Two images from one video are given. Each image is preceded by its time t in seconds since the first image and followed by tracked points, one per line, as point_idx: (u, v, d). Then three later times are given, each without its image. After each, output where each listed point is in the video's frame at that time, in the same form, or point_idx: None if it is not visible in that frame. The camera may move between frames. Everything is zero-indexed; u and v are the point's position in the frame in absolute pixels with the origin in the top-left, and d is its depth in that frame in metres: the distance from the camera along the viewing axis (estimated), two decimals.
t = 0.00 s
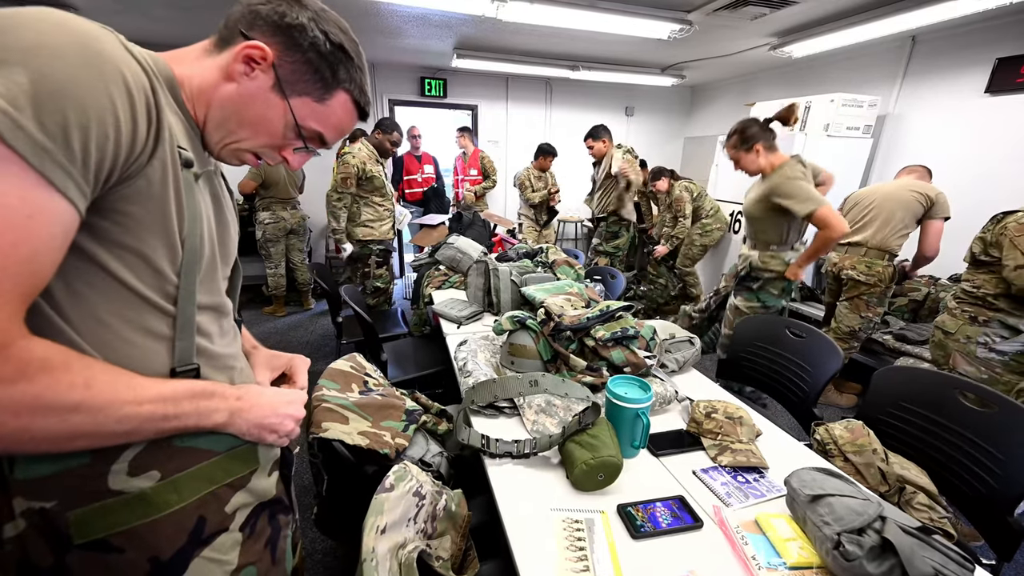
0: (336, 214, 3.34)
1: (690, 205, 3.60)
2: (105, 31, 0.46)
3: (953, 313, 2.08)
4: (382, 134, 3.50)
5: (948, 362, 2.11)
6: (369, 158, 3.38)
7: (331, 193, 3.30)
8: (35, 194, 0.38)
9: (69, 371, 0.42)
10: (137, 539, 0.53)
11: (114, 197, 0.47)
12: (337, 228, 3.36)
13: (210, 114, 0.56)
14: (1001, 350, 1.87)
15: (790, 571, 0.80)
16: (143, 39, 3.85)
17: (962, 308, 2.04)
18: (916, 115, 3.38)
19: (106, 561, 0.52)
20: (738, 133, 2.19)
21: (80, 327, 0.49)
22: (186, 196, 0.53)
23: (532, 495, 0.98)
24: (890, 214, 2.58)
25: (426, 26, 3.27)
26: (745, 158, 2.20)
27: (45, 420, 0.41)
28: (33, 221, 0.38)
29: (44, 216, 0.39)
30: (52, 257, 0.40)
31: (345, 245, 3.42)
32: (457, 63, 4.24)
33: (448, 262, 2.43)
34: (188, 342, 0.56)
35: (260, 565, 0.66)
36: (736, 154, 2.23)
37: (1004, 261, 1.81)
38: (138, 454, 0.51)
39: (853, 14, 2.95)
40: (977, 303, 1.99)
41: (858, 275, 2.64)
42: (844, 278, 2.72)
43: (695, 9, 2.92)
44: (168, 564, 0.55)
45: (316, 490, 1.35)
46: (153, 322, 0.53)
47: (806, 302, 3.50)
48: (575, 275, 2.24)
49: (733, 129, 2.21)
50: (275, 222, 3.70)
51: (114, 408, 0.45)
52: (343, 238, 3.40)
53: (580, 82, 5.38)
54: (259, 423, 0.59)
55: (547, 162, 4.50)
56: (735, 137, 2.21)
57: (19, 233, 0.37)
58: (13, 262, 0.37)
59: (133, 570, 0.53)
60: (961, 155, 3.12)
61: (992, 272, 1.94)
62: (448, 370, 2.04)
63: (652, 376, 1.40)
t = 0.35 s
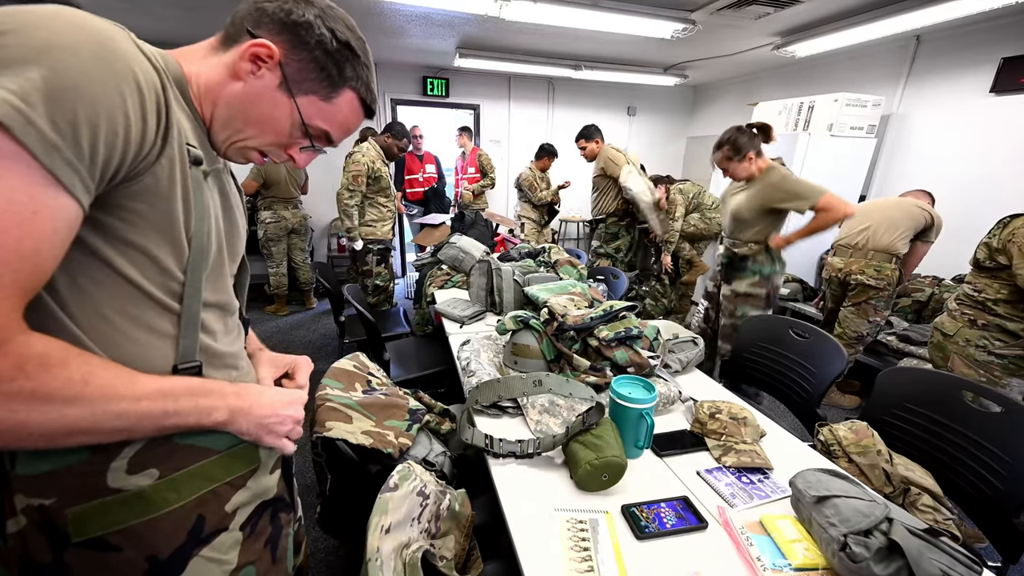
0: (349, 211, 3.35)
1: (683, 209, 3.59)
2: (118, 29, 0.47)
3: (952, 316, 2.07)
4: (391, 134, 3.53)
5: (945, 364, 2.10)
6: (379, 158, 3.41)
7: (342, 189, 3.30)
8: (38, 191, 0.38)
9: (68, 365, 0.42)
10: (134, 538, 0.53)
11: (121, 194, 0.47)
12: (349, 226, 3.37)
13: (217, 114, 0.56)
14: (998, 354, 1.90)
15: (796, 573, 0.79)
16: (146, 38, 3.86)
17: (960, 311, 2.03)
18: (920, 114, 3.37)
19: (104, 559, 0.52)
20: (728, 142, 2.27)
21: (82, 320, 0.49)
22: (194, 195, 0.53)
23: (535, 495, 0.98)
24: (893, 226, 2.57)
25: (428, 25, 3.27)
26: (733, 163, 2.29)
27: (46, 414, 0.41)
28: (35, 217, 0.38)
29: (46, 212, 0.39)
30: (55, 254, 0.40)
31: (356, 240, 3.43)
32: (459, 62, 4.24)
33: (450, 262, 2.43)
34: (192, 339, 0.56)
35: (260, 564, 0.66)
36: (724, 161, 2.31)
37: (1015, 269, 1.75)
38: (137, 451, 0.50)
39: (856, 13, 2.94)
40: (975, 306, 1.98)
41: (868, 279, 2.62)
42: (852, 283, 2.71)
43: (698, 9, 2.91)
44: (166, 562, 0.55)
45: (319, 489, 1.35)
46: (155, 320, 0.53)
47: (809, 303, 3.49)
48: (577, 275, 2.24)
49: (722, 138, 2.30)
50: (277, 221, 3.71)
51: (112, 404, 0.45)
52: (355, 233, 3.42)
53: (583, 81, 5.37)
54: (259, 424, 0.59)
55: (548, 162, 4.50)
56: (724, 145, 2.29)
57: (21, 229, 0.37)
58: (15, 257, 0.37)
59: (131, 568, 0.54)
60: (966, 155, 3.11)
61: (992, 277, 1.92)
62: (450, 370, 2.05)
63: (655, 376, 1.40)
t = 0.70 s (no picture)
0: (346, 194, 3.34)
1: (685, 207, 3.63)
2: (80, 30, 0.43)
3: (950, 317, 2.07)
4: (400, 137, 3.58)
5: (941, 364, 2.08)
6: (386, 156, 3.43)
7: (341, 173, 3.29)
8: (10, 216, 0.37)
9: (51, 392, 0.41)
10: (134, 543, 0.53)
11: (105, 207, 0.46)
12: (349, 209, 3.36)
13: (225, 106, 0.56)
14: (995, 355, 1.89)
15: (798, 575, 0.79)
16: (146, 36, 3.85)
17: (960, 311, 2.03)
18: (923, 114, 3.36)
19: (104, 564, 0.52)
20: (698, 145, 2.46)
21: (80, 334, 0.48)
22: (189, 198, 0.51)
23: (536, 495, 0.98)
24: (893, 224, 2.58)
25: (429, 24, 3.27)
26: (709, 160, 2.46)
27: (37, 436, 0.40)
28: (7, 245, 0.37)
29: (21, 238, 0.37)
30: (31, 280, 0.39)
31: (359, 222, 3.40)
32: (460, 61, 4.23)
33: (451, 262, 2.42)
34: (199, 346, 0.55)
35: (260, 567, 0.66)
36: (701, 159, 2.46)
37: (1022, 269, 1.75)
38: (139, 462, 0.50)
39: (858, 13, 2.93)
40: (976, 306, 1.97)
41: (861, 274, 2.65)
42: (846, 278, 2.73)
43: (700, 8, 2.90)
44: (166, 568, 0.55)
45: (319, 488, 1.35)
46: (155, 327, 0.52)
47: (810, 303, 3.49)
48: (578, 275, 2.23)
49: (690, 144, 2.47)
50: (278, 220, 3.71)
51: (111, 421, 0.44)
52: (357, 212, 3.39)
53: (583, 81, 5.37)
54: (262, 434, 0.58)
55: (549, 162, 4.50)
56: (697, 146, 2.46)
57: None
58: None
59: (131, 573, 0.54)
60: (967, 155, 3.10)
61: (996, 277, 1.91)
62: (451, 370, 2.05)
63: (657, 376, 1.39)
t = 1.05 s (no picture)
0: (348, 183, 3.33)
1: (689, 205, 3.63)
2: (63, 31, 0.42)
3: (960, 316, 2.05)
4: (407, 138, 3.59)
5: (952, 364, 2.08)
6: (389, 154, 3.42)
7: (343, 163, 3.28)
8: (19, 237, 0.36)
9: (78, 407, 0.40)
10: (148, 541, 0.52)
11: (107, 217, 0.44)
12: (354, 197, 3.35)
13: (221, 92, 0.55)
14: (1010, 357, 1.89)
15: None
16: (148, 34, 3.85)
17: (971, 311, 2.01)
18: (929, 112, 3.33)
19: (115, 563, 0.51)
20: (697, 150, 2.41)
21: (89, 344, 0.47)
22: (192, 200, 0.50)
23: (539, 495, 0.97)
24: (897, 219, 2.60)
25: (432, 22, 3.26)
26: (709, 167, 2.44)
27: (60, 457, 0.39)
28: (23, 266, 0.36)
29: (35, 258, 0.37)
30: (47, 300, 0.38)
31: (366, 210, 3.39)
32: (462, 60, 4.22)
33: (453, 261, 2.42)
34: (211, 349, 0.55)
35: (266, 565, 0.65)
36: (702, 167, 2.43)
37: None
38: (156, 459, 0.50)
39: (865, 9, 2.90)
40: (989, 305, 1.95)
41: (860, 269, 2.67)
42: (847, 272, 2.76)
43: (704, 5, 2.88)
44: (178, 566, 0.55)
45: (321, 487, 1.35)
46: (162, 331, 0.51)
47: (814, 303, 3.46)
48: (581, 275, 2.22)
49: (689, 148, 2.43)
50: (281, 220, 3.70)
51: (136, 429, 0.43)
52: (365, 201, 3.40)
53: (586, 80, 5.35)
54: (281, 425, 0.58)
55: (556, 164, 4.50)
56: (696, 154, 2.42)
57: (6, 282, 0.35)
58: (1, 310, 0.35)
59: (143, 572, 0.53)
60: (974, 153, 3.08)
61: (1012, 275, 1.88)
62: (455, 370, 2.06)
63: (660, 376, 1.39)
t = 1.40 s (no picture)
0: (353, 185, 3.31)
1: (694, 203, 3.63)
2: (57, 33, 0.41)
3: (964, 314, 2.04)
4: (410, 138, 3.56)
5: (956, 363, 2.07)
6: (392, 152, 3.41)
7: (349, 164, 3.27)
8: None
9: (43, 413, 0.40)
10: (158, 542, 0.52)
11: (99, 219, 0.44)
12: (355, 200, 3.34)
13: (222, 90, 0.54)
14: (1012, 356, 1.88)
15: None
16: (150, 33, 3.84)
17: (976, 309, 1.99)
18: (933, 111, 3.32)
19: (126, 563, 0.51)
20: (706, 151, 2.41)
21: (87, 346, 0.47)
22: (188, 203, 0.49)
23: (541, 495, 0.97)
24: (900, 214, 2.61)
25: (434, 21, 3.25)
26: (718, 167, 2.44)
27: (25, 462, 0.39)
28: None
29: (11, 263, 0.36)
30: (18, 307, 0.37)
31: (365, 216, 3.41)
32: (464, 59, 4.22)
33: (455, 259, 2.41)
34: (203, 350, 0.54)
35: (277, 565, 0.65)
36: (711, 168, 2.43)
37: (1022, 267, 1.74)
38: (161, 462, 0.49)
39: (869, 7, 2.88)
40: (994, 305, 1.93)
41: (861, 263, 2.69)
42: (847, 267, 2.77)
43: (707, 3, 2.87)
44: (189, 566, 0.55)
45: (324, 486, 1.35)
46: (163, 333, 0.51)
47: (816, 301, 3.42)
48: (582, 273, 2.22)
49: (698, 148, 2.43)
50: (283, 218, 3.71)
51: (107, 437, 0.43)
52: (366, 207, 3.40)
53: (588, 78, 5.34)
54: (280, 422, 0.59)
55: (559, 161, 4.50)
56: (705, 155, 2.42)
57: None
58: None
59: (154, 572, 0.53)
60: (978, 152, 3.06)
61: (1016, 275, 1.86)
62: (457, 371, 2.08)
63: (662, 375, 1.38)
